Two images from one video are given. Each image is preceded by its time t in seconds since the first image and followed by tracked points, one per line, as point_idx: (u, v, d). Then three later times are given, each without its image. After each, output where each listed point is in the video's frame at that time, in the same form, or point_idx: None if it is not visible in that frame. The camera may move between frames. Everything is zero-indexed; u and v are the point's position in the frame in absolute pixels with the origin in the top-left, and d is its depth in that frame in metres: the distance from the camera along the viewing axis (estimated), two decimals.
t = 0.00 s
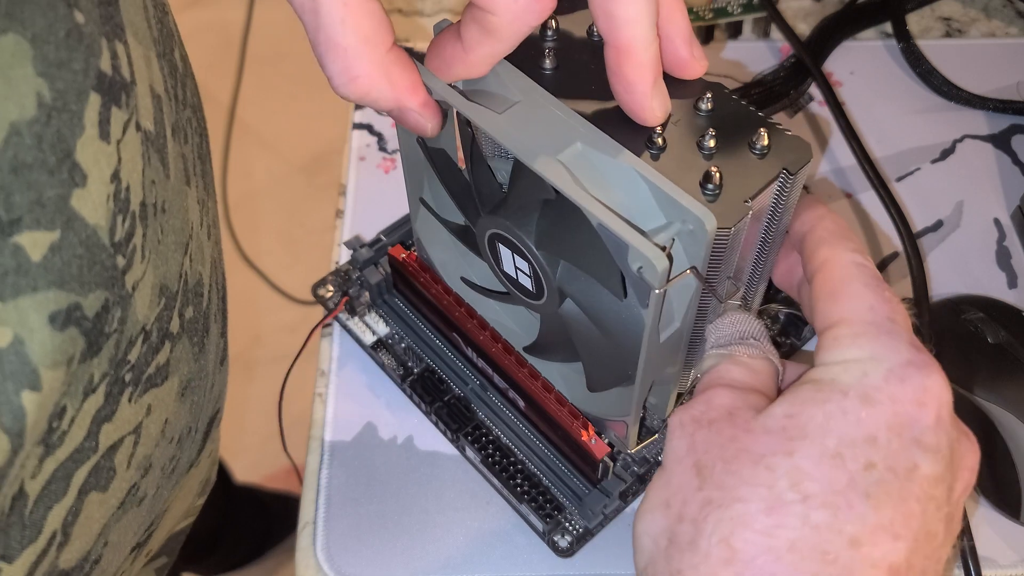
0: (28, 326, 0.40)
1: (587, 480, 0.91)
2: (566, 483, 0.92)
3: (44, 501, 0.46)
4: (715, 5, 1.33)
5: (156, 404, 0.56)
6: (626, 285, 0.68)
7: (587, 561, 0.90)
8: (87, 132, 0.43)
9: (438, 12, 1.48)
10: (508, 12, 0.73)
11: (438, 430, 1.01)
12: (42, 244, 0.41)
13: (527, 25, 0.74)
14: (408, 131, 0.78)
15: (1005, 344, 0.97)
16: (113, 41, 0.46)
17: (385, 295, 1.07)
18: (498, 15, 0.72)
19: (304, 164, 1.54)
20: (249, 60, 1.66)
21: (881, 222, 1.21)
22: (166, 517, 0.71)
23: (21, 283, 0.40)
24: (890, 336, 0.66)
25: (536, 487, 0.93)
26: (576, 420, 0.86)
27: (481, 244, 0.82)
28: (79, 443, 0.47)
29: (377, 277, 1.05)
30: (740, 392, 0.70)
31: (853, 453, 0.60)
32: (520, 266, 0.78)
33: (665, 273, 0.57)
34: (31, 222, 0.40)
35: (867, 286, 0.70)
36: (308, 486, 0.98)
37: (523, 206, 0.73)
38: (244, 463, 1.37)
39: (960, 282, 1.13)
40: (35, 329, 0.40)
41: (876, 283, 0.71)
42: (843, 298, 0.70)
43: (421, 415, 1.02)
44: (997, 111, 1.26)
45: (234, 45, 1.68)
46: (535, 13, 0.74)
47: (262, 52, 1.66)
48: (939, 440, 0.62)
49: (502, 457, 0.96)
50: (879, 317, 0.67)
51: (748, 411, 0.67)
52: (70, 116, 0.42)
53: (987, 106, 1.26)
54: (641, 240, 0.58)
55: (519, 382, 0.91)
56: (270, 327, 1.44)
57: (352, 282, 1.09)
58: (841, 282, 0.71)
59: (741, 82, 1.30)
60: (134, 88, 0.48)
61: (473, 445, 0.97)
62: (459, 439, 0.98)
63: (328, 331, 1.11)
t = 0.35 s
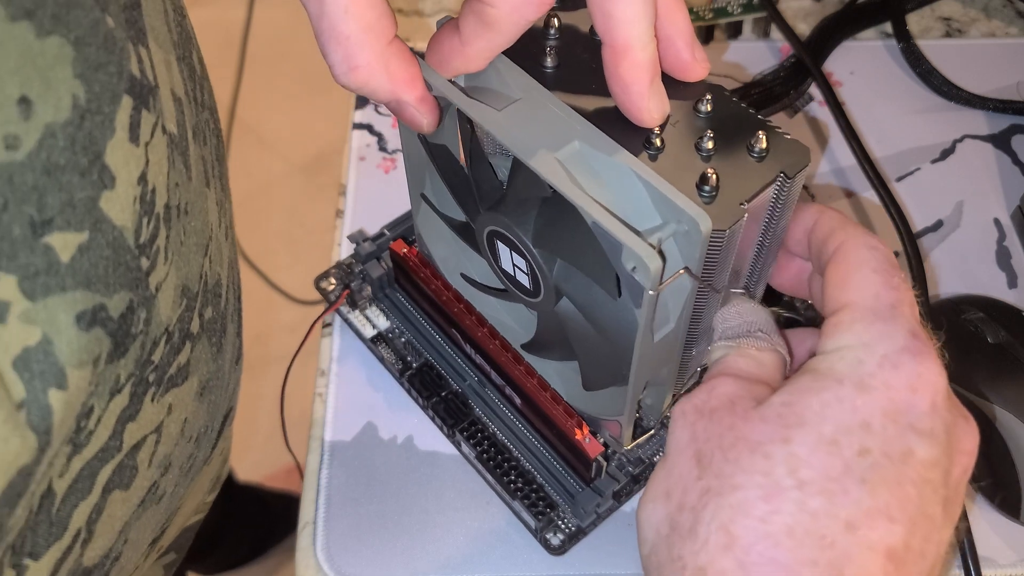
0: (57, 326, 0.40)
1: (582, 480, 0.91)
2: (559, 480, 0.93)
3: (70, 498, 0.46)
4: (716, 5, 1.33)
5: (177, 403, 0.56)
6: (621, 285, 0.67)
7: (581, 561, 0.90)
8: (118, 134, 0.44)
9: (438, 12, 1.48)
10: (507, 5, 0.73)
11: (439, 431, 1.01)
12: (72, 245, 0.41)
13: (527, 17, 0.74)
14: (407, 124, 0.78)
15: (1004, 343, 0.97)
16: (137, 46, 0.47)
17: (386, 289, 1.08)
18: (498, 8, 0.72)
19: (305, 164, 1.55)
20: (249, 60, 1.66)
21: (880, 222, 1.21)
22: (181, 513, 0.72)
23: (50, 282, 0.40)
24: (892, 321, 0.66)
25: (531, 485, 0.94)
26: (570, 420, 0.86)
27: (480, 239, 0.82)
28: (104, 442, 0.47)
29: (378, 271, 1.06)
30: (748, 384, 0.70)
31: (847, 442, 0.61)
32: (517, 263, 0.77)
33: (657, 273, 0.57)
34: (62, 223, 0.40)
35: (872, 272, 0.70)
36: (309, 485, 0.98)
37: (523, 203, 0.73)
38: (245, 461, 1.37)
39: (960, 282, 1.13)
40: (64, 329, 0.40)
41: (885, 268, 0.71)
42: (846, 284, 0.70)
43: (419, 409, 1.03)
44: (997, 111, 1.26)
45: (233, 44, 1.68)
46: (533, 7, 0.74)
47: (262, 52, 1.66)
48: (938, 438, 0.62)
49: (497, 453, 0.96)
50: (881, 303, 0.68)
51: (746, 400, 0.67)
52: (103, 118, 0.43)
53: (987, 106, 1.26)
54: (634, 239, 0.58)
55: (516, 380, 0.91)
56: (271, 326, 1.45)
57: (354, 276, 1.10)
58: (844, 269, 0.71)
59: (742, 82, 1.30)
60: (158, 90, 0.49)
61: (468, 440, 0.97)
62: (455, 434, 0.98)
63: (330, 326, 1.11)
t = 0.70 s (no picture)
0: (79, 320, 0.40)
1: (571, 477, 0.91)
2: (547, 478, 0.93)
3: (87, 493, 0.46)
4: (715, 5, 1.34)
5: (191, 399, 0.56)
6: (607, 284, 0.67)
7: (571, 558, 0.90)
8: (145, 131, 0.44)
9: (438, 12, 1.48)
10: None
11: (438, 430, 1.01)
12: (97, 240, 0.41)
13: (528, 12, 0.74)
14: (407, 119, 0.79)
15: (1004, 343, 0.97)
16: (156, 41, 0.46)
17: (386, 281, 1.08)
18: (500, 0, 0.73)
19: (305, 163, 1.55)
20: (249, 59, 1.66)
21: (879, 221, 1.20)
22: (190, 505, 0.72)
23: (74, 277, 0.40)
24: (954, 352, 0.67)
25: (520, 481, 0.93)
26: (560, 419, 0.86)
27: (475, 234, 0.82)
28: (122, 438, 0.47)
29: (379, 263, 1.06)
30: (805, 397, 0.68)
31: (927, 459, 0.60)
32: (511, 258, 0.78)
33: (641, 274, 0.57)
34: (89, 219, 0.40)
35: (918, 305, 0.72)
36: (308, 485, 0.98)
37: (516, 199, 0.73)
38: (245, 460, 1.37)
39: (960, 282, 1.13)
40: (85, 323, 0.40)
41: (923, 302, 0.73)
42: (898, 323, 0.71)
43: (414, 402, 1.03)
44: (997, 111, 1.26)
45: (233, 43, 1.68)
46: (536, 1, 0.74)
47: (262, 51, 1.66)
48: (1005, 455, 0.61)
49: (488, 449, 0.96)
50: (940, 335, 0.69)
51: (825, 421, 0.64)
52: (133, 114, 0.43)
53: (987, 106, 1.26)
54: (620, 238, 0.58)
55: (511, 376, 0.91)
56: (273, 326, 1.45)
57: (354, 270, 1.10)
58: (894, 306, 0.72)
59: (742, 82, 1.30)
60: (173, 87, 0.48)
61: (460, 434, 0.97)
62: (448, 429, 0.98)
63: (331, 318, 1.12)
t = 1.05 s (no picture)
0: (66, 304, 0.41)
1: (570, 476, 0.91)
2: (548, 477, 0.93)
3: (75, 483, 0.45)
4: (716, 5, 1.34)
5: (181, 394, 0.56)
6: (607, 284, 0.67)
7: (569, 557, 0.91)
8: (134, 113, 0.46)
9: (438, 12, 1.48)
10: None
11: (438, 430, 1.01)
12: (89, 223, 0.42)
13: (529, 10, 0.73)
14: (408, 122, 0.79)
15: (1004, 343, 0.98)
16: (149, 24, 0.49)
17: (386, 281, 1.08)
18: None
19: (305, 164, 1.55)
20: (249, 58, 1.66)
21: (879, 221, 1.21)
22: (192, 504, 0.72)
23: (64, 259, 0.41)
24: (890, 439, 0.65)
25: (520, 480, 0.93)
26: (560, 418, 0.87)
27: (475, 234, 0.82)
28: (112, 428, 0.47)
29: (379, 263, 1.06)
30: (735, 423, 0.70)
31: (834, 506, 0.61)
32: (509, 257, 0.78)
33: (640, 273, 0.57)
34: (82, 201, 0.42)
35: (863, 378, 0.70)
36: (308, 486, 0.98)
37: (516, 197, 0.73)
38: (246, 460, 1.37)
39: (961, 282, 1.13)
40: (72, 306, 0.41)
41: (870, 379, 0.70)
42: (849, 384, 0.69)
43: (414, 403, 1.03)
44: (997, 111, 1.26)
45: (233, 43, 1.68)
46: None
47: (263, 52, 1.67)
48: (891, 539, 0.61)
49: (488, 449, 0.96)
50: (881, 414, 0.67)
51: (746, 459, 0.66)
52: (123, 96, 0.45)
53: (987, 106, 1.26)
54: (619, 237, 0.57)
55: (511, 376, 0.91)
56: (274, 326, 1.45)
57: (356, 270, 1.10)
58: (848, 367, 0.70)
59: (742, 82, 1.30)
60: (168, 72, 0.51)
61: (460, 434, 0.97)
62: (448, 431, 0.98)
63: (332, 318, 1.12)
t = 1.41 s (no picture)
0: None
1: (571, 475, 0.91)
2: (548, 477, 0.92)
3: None
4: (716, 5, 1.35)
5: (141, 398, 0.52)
6: (609, 283, 0.67)
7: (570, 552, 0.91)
8: (60, 93, 0.41)
9: (438, 12, 1.48)
10: None
11: (438, 430, 1.01)
12: None
13: (530, 7, 0.75)
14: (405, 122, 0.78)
15: (1004, 343, 0.98)
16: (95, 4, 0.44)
17: (386, 281, 1.08)
18: None
19: (305, 164, 1.55)
20: (250, 57, 1.66)
21: (879, 220, 1.21)
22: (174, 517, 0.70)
23: None
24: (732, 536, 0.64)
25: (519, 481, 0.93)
26: (562, 416, 0.86)
27: (476, 234, 0.82)
28: (36, 435, 0.44)
29: (379, 263, 1.05)
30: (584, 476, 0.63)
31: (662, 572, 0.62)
32: (510, 257, 0.78)
33: (644, 271, 0.57)
34: None
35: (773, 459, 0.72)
36: (308, 486, 0.98)
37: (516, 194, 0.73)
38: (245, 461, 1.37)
39: (961, 282, 1.13)
40: None
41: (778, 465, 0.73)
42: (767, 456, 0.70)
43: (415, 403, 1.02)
44: (997, 111, 1.26)
45: (233, 43, 1.68)
46: None
47: (263, 51, 1.67)
48: None
49: (488, 448, 0.95)
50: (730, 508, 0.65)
51: (572, 514, 0.59)
52: (47, 72, 0.41)
53: (987, 106, 1.26)
54: (622, 236, 0.57)
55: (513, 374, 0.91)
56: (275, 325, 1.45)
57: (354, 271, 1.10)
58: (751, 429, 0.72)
59: (741, 82, 1.30)
60: (117, 57, 0.46)
61: (460, 434, 0.96)
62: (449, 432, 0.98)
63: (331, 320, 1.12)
